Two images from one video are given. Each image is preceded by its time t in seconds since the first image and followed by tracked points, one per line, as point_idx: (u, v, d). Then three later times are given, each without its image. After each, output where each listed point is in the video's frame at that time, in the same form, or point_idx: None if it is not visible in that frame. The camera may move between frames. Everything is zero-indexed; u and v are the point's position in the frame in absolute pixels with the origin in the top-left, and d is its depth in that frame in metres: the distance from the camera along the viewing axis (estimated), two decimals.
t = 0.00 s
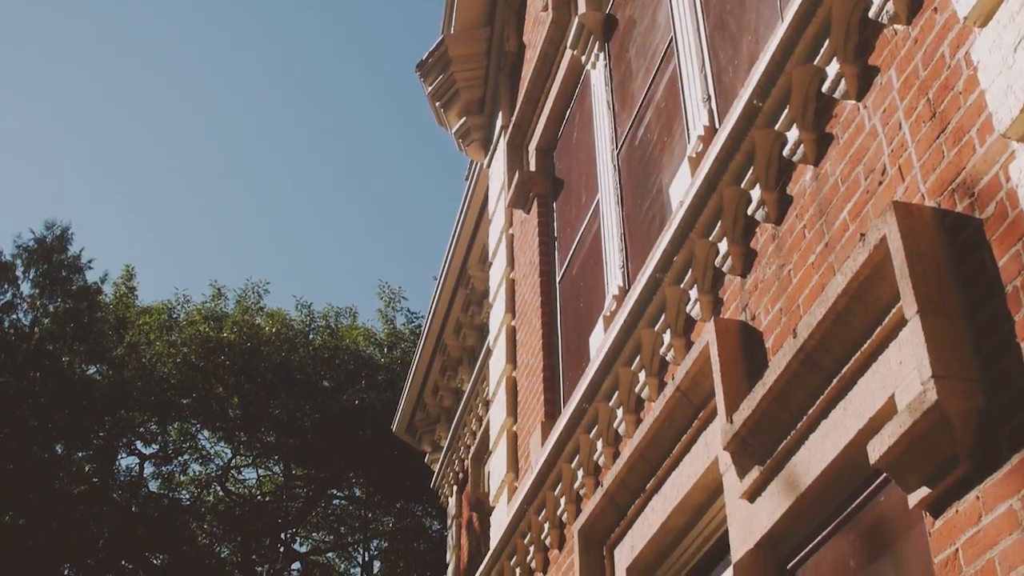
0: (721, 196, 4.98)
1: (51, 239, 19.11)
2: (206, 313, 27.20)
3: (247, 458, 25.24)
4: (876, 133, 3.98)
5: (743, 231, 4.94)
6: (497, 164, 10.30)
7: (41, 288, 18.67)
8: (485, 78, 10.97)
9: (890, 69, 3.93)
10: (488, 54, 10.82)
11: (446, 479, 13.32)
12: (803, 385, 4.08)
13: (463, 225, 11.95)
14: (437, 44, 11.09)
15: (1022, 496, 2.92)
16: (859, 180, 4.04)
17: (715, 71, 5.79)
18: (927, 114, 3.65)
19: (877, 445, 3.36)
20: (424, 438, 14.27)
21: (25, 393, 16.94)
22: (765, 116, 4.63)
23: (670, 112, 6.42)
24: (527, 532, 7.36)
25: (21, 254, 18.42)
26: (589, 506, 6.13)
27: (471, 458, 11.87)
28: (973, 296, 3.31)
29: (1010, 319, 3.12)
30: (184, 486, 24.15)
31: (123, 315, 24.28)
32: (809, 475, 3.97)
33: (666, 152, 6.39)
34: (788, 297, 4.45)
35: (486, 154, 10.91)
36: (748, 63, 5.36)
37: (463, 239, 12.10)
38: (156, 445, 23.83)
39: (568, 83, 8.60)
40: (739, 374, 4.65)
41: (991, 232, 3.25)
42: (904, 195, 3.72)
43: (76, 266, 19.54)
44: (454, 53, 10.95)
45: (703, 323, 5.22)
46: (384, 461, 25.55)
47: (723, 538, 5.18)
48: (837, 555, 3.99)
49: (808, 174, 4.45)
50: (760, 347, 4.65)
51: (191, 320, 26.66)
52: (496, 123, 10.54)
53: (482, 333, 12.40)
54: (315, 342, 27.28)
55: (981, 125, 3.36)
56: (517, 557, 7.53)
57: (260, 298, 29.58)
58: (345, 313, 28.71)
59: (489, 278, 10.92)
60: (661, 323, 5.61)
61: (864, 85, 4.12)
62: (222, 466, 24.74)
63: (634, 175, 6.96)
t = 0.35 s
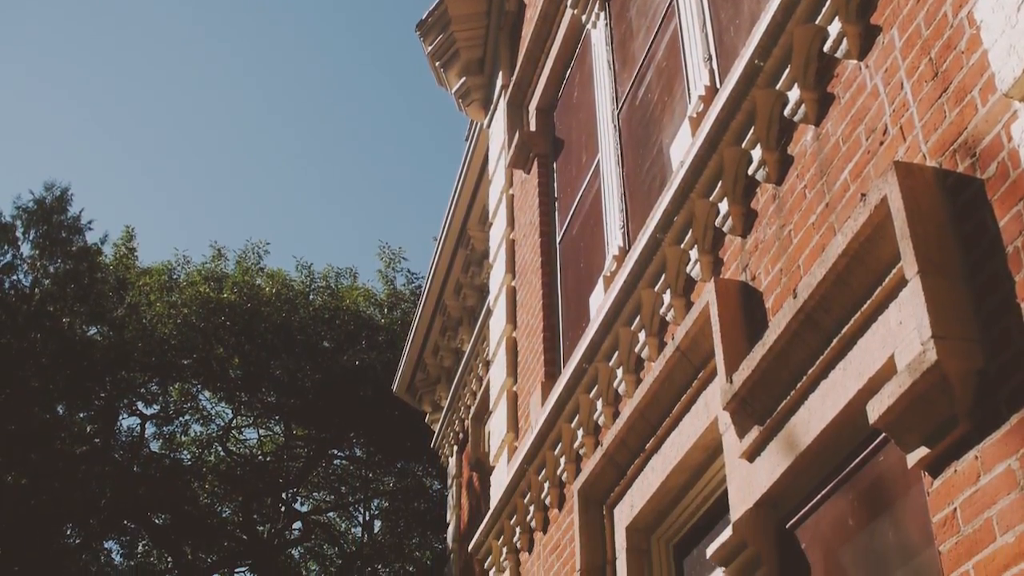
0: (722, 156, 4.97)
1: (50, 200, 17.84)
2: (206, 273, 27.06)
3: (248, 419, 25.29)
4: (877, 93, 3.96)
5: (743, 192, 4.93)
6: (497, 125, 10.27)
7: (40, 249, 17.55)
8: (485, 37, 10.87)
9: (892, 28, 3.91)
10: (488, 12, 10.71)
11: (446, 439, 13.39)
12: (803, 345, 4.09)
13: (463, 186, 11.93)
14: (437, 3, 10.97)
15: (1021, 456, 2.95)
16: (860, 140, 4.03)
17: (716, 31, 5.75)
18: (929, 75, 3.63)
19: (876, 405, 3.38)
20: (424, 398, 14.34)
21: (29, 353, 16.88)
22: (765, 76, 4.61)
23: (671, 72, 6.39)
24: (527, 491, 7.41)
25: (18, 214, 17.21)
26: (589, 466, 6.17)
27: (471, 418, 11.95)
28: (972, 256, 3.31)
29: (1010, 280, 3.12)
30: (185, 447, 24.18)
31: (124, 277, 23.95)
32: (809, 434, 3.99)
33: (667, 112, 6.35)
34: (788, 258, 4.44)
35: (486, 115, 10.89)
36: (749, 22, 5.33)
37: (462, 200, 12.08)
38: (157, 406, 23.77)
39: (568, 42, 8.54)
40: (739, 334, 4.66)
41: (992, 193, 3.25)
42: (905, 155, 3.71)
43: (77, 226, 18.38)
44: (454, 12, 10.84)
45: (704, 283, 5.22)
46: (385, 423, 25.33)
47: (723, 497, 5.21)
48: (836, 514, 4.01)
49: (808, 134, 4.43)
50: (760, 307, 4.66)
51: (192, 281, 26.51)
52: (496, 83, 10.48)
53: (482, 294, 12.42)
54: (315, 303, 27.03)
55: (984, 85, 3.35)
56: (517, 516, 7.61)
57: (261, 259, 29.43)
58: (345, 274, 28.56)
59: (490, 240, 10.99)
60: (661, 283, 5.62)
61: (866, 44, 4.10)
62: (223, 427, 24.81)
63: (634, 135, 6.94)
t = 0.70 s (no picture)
0: (723, 115, 4.95)
1: (49, 161, 17.74)
2: (206, 234, 26.97)
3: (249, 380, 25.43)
4: (879, 53, 3.93)
5: (744, 152, 4.91)
6: (497, 85, 10.22)
7: (40, 210, 17.50)
8: None
9: None
10: None
11: (447, 399, 13.45)
12: (803, 305, 4.10)
13: (462, 147, 11.90)
14: None
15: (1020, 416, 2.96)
16: (862, 99, 4.00)
17: None
18: (931, 34, 3.60)
19: (876, 365, 3.40)
20: (424, 358, 14.38)
21: (31, 316, 16.84)
22: (767, 36, 4.60)
23: (672, 30, 6.35)
24: (527, 451, 7.46)
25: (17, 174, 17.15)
26: (588, 426, 6.20)
27: (471, 377, 11.99)
28: (972, 216, 3.31)
29: (1011, 241, 3.13)
30: (187, 407, 24.34)
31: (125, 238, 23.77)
32: (809, 394, 4.01)
33: (668, 71, 6.31)
34: (788, 218, 4.44)
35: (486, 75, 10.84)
36: None
37: (462, 160, 12.06)
38: (159, 367, 23.89)
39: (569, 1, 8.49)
40: (739, 294, 4.67)
41: (994, 153, 3.24)
42: (907, 114, 3.69)
43: (77, 187, 18.29)
44: None
45: (704, 243, 5.21)
46: (385, 382, 25.13)
47: (723, 456, 5.24)
48: (835, 474, 4.02)
49: (810, 94, 4.41)
50: (760, 267, 4.66)
51: (192, 243, 26.43)
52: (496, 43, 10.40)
53: (482, 255, 12.43)
54: (315, 264, 26.89)
55: (986, 45, 3.32)
56: (516, 476, 7.66)
57: (261, 219, 29.33)
58: (345, 235, 28.44)
59: (490, 199, 11.05)
60: (661, 244, 5.61)
61: (868, 4, 4.08)
62: (223, 387, 24.89)
63: (635, 95, 6.90)
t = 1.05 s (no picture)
0: (723, 81, 4.92)
1: (48, 127, 17.63)
2: (206, 200, 26.88)
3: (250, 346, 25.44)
4: (882, 17, 3.91)
5: (744, 117, 4.89)
6: (497, 51, 10.16)
7: (39, 176, 17.43)
8: None
9: None
10: None
11: (447, 364, 13.49)
12: (802, 271, 4.09)
13: (462, 112, 11.84)
14: None
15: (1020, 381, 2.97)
16: (863, 64, 3.98)
17: None
18: None
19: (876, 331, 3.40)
20: (424, 324, 14.40)
21: (31, 283, 16.77)
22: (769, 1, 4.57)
23: None
24: (527, 416, 7.47)
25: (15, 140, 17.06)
26: (589, 391, 6.22)
27: (472, 343, 12.01)
28: (973, 182, 3.30)
29: (1012, 206, 3.12)
30: (188, 373, 24.38)
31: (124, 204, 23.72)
32: (808, 360, 4.01)
33: (669, 36, 6.26)
34: (789, 184, 4.42)
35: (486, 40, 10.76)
36: None
37: (462, 126, 12.00)
38: (158, 333, 23.88)
39: None
40: (739, 261, 4.66)
41: (996, 118, 3.22)
42: (908, 80, 3.67)
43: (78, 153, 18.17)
44: None
45: (704, 208, 5.19)
46: (385, 348, 25.27)
47: (723, 422, 5.24)
48: (835, 439, 4.02)
49: (811, 59, 4.38)
50: (761, 233, 4.65)
51: (192, 209, 26.35)
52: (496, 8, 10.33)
53: (482, 220, 12.43)
54: (315, 229, 26.78)
55: (989, 9, 3.29)
56: (516, 441, 7.69)
57: (262, 185, 29.24)
58: (345, 201, 28.31)
59: (490, 165, 11.06)
60: (662, 209, 5.59)
61: None
62: (224, 352, 24.92)
63: (636, 59, 6.85)
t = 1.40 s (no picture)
0: (725, 44, 4.89)
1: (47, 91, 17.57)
2: (206, 164, 26.75)
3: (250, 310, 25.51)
4: None
5: (746, 80, 4.86)
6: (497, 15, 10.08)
7: (38, 141, 17.39)
8: None
9: None
10: None
11: (447, 328, 13.52)
12: (803, 235, 4.08)
13: (462, 75, 11.74)
14: None
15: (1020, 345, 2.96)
16: (865, 27, 3.94)
17: None
18: None
19: (876, 296, 3.40)
20: (425, 288, 14.41)
21: (30, 249, 16.72)
22: None
23: None
24: (527, 380, 7.48)
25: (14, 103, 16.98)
26: (589, 355, 6.23)
27: (472, 307, 12.01)
28: (974, 146, 3.28)
29: (1014, 170, 3.10)
30: (188, 337, 24.40)
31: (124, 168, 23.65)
32: (808, 324, 4.01)
33: None
34: (790, 147, 4.39)
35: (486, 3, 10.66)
36: None
37: (463, 89, 11.91)
38: (159, 297, 23.70)
39: None
40: (739, 225, 4.65)
41: (998, 82, 3.19)
42: (910, 43, 3.63)
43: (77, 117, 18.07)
44: None
45: (705, 172, 5.17)
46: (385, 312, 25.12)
47: (723, 386, 5.24)
48: (834, 403, 4.02)
49: (813, 22, 4.35)
50: (761, 197, 4.63)
51: (192, 172, 26.25)
52: None
53: (482, 184, 12.37)
54: (315, 193, 26.67)
55: None
56: (516, 405, 7.71)
57: (262, 148, 29.12)
58: (345, 165, 28.19)
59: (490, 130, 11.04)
60: (663, 173, 5.56)
61: None
62: (224, 317, 24.94)
63: (636, 22, 6.79)
